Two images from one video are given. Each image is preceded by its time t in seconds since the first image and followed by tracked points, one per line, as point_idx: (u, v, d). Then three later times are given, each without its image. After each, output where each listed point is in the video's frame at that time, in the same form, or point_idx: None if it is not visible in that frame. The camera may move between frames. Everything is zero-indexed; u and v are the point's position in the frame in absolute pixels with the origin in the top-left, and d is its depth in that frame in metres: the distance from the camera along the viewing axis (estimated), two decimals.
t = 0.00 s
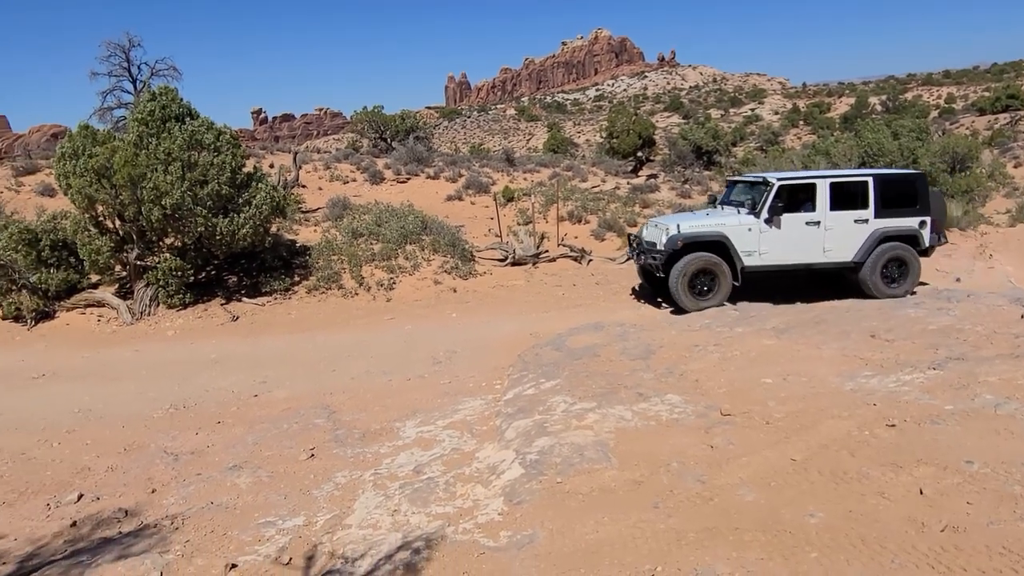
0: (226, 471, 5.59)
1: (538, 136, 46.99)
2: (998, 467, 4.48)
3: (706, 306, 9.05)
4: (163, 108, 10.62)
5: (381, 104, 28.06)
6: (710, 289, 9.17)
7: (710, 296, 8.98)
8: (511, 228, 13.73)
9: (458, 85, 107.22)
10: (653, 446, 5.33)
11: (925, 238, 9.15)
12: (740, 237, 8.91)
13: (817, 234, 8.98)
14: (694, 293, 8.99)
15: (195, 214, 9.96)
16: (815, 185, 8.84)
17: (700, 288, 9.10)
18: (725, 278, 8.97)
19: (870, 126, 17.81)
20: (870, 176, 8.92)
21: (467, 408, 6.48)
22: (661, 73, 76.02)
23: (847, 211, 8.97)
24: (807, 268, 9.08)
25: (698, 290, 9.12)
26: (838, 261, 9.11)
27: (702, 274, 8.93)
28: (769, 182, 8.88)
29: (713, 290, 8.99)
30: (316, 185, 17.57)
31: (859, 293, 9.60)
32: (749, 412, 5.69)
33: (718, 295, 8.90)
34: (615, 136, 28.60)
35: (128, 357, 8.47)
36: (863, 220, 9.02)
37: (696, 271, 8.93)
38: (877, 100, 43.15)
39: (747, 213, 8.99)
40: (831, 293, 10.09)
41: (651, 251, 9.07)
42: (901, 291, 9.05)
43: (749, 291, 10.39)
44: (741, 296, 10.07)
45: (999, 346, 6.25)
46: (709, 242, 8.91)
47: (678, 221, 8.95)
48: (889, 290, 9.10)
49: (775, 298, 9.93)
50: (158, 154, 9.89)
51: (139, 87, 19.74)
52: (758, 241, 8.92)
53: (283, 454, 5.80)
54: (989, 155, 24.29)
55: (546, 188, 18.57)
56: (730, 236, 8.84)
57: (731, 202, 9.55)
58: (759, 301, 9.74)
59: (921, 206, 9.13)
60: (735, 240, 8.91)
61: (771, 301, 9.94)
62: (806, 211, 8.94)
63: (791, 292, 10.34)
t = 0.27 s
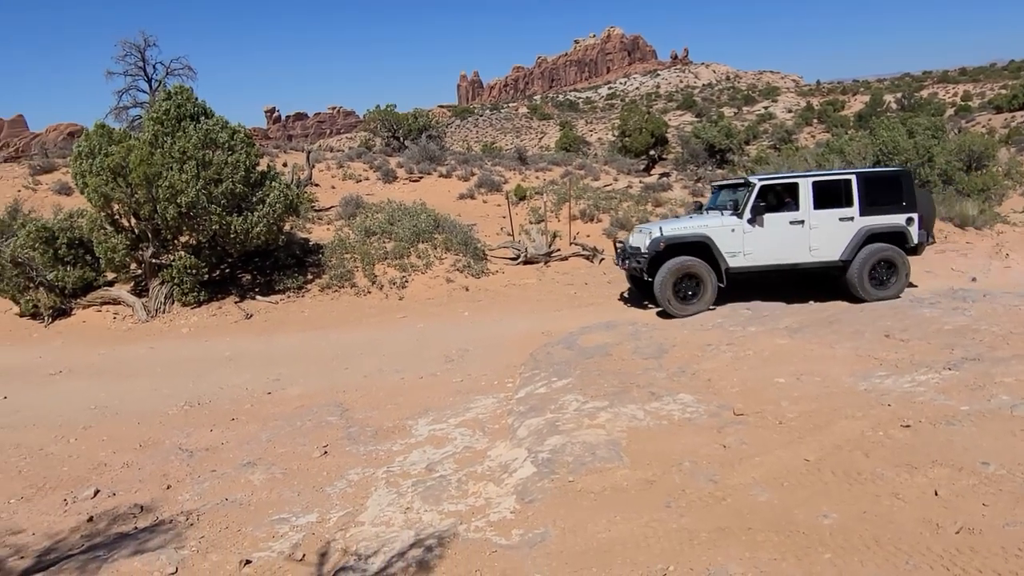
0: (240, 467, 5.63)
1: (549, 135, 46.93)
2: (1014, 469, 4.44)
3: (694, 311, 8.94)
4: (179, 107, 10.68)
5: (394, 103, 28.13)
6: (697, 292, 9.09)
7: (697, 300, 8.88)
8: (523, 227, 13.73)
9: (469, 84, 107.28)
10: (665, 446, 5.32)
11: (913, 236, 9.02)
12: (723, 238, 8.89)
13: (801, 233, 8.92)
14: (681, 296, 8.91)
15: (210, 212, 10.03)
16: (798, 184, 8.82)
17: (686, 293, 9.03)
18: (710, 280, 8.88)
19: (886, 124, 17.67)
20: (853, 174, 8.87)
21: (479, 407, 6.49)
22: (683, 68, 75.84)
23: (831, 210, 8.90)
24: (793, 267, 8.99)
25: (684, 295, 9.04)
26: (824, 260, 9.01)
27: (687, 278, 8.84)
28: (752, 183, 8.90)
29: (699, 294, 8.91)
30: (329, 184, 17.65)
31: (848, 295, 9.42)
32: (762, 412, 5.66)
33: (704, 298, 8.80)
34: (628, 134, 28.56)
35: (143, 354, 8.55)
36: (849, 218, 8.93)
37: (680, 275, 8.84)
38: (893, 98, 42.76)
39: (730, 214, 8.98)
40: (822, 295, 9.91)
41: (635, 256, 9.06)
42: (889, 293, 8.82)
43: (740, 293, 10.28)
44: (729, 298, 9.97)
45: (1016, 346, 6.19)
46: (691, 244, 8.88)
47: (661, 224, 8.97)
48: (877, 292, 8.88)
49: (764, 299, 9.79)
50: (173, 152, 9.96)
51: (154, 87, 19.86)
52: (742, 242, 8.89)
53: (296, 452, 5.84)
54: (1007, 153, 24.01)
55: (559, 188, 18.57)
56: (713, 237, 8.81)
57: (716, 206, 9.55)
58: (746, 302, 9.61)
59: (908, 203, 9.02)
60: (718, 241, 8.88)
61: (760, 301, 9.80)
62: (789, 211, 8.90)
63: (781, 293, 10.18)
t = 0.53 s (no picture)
0: (254, 464, 5.67)
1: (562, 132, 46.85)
2: None
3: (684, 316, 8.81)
4: (194, 105, 10.74)
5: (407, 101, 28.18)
6: (687, 295, 8.97)
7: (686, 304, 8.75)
8: (535, 225, 13.73)
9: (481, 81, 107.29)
10: (678, 445, 5.30)
11: (903, 240, 8.90)
12: (710, 247, 8.67)
13: (790, 240, 8.74)
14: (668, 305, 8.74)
15: (225, 210, 10.09)
16: (786, 190, 8.59)
17: (674, 299, 8.90)
18: (697, 288, 8.70)
19: (902, 121, 17.51)
20: (843, 178, 8.67)
21: (491, 405, 6.50)
22: (696, 65, 75.46)
23: (819, 216, 8.72)
24: (781, 275, 8.84)
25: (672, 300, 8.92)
26: (814, 267, 8.86)
27: (673, 283, 8.69)
28: (738, 190, 8.62)
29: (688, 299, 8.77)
30: (342, 182, 17.72)
31: (839, 298, 9.35)
32: (775, 412, 5.63)
33: (692, 303, 8.65)
34: (641, 132, 28.53)
35: (159, 350, 8.63)
36: (839, 224, 8.76)
37: (666, 282, 8.68)
38: (909, 95, 42.35)
39: (717, 222, 8.75)
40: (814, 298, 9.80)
41: (620, 264, 8.87)
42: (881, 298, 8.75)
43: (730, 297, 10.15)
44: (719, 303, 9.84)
45: None
46: (676, 253, 8.67)
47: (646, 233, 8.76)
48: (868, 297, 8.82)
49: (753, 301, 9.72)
50: (189, 151, 10.04)
51: (170, 86, 20.00)
52: (729, 250, 8.68)
53: (310, 448, 5.88)
54: None
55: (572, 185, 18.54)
56: (699, 246, 8.58)
57: (704, 210, 9.32)
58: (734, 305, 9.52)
59: (899, 207, 8.88)
60: (704, 250, 8.67)
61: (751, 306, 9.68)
62: (778, 217, 8.69)
63: (770, 293, 10.10)
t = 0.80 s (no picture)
0: (270, 460, 5.71)
1: (576, 131, 46.75)
2: None
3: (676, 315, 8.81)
4: (212, 104, 10.82)
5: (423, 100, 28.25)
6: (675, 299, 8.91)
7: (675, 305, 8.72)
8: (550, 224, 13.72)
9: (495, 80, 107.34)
10: (694, 445, 5.28)
11: (899, 244, 8.68)
12: (699, 252, 8.63)
13: (780, 245, 8.62)
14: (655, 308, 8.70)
15: (242, 208, 10.16)
16: (777, 195, 8.44)
17: (665, 298, 8.89)
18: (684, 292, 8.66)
19: (921, 119, 17.30)
20: (837, 182, 8.45)
21: (506, 403, 6.50)
22: (712, 63, 75.01)
23: (811, 221, 8.56)
24: (771, 280, 8.76)
25: (661, 300, 8.93)
26: (804, 271, 8.74)
27: (658, 285, 8.63)
28: (728, 194, 8.49)
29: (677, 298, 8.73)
30: (358, 180, 17.80)
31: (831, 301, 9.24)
32: (792, 412, 5.59)
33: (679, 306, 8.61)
34: (657, 130, 28.51)
35: (176, 347, 8.71)
36: (831, 228, 8.59)
37: (651, 285, 8.65)
38: (929, 93, 41.85)
39: (706, 226, 8.70)
40: (807, 298, 9.70)
41: (607, 270, 8.88)
42: (872, 299, 8.61)
43: (723, 297, 10.10)
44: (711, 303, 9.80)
45: None
46: (664, 257, 8.63)
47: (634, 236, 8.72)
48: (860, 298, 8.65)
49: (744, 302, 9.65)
50: (207, 149, 10.12)
51: (188, 85, 20.17)
52: (717, 255, 8.62)
53: (325, 445, 5.90)
54: None
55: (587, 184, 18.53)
56: (687, 250, 8.54)
57: (696, 211, 9.22)
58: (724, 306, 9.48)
59: (896, 210, 8.63)
60: (692, 254, 8.63)
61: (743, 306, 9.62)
62: (768, 222, 8.56)
63: (763, 294, 10.01)
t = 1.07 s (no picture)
0: (287, 456, 5.73)
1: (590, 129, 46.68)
2: None
3: (664, 313, 8.83)
4: (229, 101, 10.89)
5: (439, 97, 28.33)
6: (664, 296, 8.84)
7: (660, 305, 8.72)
8: (566, 221, 13.71)
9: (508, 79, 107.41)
10: (710, 444, 5.25)
11: (894, 241, 8.64)
12: (689, 246, 8.58)
13: (772, 241, 8.60)
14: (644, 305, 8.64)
15: (259, 205, 10.22)
16: (769, 189, 8.43)
17: (654, 295, 8.90)
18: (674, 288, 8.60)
19: (941, 116, 17.10)
20: (830, 178, 8.45)
21: (521, 401, 6.50)
22: (727, 61, 74.58)
23: (804, 216, 8.54)
24: (763, 276, 8.73)
25: (652, 297, 8.86)
26: (797, 268, 8.71)
27: (644, 285, 8.62)
28: (720, 188, 8.48)
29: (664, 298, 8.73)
30: (374, 177, 17.89)
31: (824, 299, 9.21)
32: (810, 412, 5.55)
33: (668, 303, 8.56)
34: (673, 128, 28.50)
35: (194, 343, 8.78)
36: (823, 224, 8.57)
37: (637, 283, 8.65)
38: (948, 90, 41.35)
39: (697, 221, 8.64)
40: (801, 296, 9.66)
41: (597, 264, 8.90)
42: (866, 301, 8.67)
43: (718, 295, 10.07)
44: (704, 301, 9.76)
45: None
46: (654, 252, 8.58)
47: (625, 231, 8.69)
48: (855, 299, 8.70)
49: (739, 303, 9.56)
50: (224, 146, 10.17)
51: (206, 82, 20.32)
52: (709, 250, 8.58)
53: (341, 441, 5.93)
54: None
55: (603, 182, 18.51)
56: (677, 245, 8.49)
57: (688, 206, 9.18)
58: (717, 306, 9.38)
59: (890, 207, 8.61)
60: (683, 249, 8.57)
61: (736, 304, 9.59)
62: (760, 217, 8.55)
63: (758, 294, 9.96)
